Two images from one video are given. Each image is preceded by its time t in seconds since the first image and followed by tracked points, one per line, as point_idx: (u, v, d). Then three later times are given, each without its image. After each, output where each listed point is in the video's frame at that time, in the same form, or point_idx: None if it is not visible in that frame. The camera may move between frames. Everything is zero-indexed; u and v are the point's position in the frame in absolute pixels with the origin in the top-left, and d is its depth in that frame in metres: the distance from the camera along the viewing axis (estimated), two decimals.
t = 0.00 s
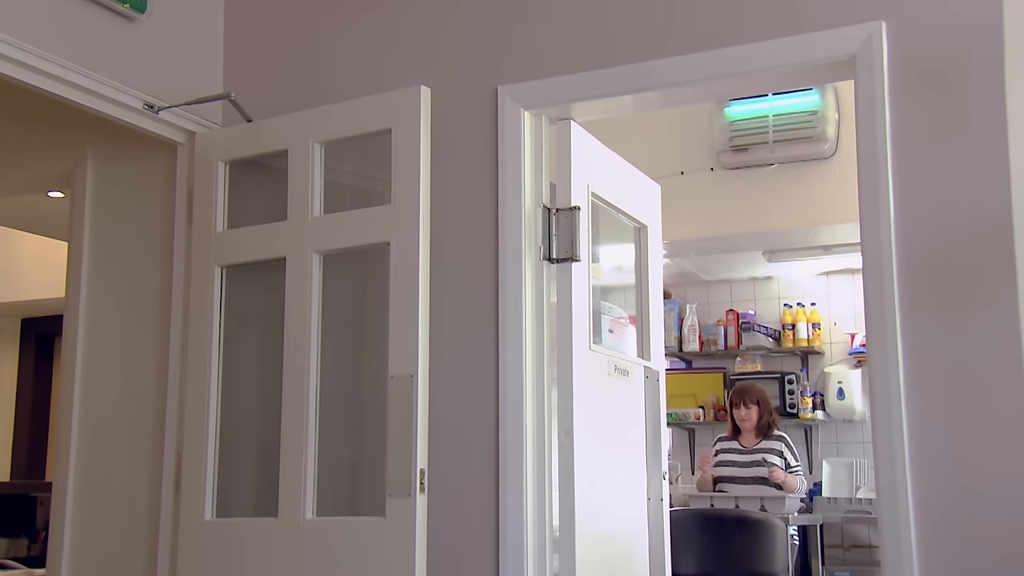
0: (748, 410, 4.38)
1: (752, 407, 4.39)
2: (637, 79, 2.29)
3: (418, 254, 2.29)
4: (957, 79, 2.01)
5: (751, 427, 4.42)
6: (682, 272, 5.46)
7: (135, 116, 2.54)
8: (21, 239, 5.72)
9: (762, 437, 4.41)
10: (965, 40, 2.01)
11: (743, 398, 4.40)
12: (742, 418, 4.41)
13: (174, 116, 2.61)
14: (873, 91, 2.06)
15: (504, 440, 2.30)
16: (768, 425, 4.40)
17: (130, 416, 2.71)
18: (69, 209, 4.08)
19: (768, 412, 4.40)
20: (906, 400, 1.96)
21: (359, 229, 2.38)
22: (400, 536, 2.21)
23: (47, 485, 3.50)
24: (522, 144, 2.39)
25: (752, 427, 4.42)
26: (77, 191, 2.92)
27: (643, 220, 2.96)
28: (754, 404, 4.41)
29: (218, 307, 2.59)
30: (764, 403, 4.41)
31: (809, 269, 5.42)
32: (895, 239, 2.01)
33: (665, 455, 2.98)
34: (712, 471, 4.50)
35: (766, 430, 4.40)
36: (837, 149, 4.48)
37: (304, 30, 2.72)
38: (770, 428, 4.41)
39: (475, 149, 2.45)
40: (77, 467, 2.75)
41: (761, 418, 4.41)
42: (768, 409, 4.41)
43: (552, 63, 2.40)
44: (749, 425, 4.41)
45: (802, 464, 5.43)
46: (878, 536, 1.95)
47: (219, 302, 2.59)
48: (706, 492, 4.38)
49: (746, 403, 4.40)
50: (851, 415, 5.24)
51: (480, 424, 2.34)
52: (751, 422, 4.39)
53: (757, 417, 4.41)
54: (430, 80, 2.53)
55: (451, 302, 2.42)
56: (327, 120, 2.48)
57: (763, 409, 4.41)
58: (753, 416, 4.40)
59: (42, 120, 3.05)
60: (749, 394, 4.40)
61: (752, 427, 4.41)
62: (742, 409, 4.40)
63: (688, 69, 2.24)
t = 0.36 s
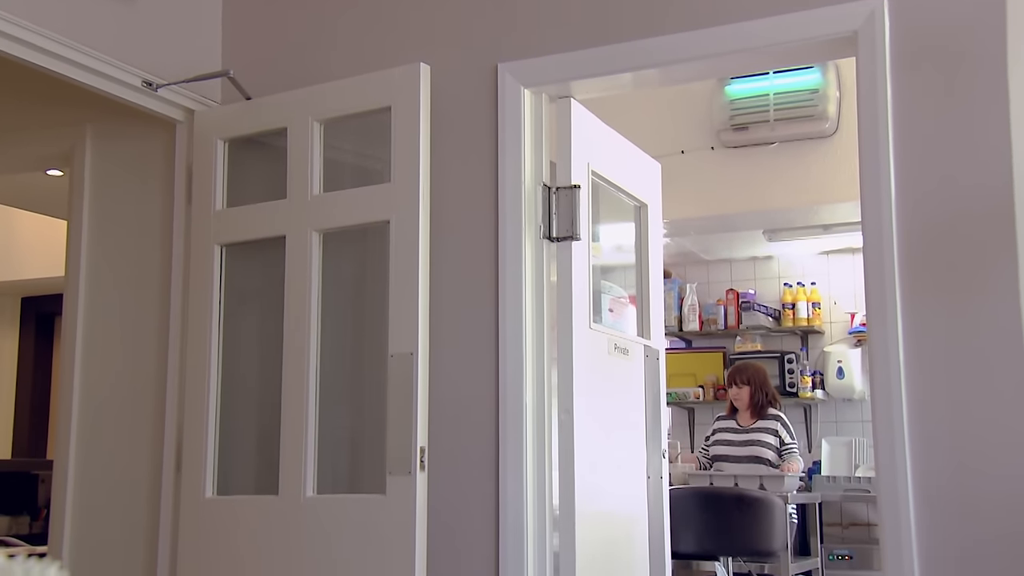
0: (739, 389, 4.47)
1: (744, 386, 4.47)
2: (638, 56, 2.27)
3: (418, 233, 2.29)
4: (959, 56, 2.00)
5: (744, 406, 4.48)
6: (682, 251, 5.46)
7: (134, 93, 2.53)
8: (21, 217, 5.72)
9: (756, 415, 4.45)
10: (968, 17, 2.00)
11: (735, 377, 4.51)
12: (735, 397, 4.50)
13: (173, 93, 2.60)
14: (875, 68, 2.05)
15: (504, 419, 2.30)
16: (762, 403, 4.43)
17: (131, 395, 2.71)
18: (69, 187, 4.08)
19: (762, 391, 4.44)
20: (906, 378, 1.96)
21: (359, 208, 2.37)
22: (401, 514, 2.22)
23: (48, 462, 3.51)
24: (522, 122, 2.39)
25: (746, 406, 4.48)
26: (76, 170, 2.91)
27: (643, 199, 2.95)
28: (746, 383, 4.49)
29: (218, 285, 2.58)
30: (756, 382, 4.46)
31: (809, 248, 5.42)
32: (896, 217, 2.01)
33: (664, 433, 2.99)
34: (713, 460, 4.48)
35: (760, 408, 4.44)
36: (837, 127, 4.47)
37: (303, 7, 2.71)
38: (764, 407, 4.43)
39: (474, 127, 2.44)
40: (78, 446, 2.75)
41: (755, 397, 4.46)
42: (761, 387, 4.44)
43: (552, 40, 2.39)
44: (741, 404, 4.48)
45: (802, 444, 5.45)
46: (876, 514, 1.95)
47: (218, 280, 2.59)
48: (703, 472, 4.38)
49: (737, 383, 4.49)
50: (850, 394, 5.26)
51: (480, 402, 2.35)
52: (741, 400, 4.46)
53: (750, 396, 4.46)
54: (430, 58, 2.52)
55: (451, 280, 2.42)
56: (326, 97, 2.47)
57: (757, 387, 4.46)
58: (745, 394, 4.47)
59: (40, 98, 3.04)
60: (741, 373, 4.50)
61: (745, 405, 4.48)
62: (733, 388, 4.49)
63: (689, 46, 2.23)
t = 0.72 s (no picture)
0: (738, 368, 4.48)
1: (742, 365, 4.48)
2: (638, 34, 2.26)
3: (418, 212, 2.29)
4: (961, 33, 1.99)
5: (743, 385, 4.49)
6: (682, 231, 5.45)
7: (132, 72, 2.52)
8: (20, 196, 5.72)
9: (755, 394, 4.46)
10: None
11: (733, 356, 4.51)
12: (734, 376, 4.51)
13: (171, 71, 2.59)
14: (877, 46, 2.04)
15: (505, 398, 2.30)
16: (761, 382, 4.44)
17: (132, 375, 2.71)
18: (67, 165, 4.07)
19: (760, 369, 4.45)
20: (907, 355, 1.96)
21: (359, 187, 2.37)
22: (402, 492, 2.22)
23: (49, 441, 3.52)
24: (522, 101, 2.38)
25: (745, 385, 4.49)
26: (74, 149, 2.90)
27: (644, 178, 2.94)
28: (745, 362, 4.50)
29: (218, 265, 2.58)
30: (755, 360, 4.47)
31: (809, 228, 5.42)
32: (896, 196, 2.00)
33: (664, 412, 2.99)
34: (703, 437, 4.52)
35: (759, 387, 4.45)
36: (838, 106, 4.44)
37: None
38: (763, 385, 4.44)
39: (475, 106, 2.43)
40: (79, 425, 2.76)
41: (754, 376, 4.47)
42: (760, 366, 4.46)
43: (553, 18, 2.38)
44: (740, 383, 4.48)
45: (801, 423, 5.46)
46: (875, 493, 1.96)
47: (218, 259, 2.59)
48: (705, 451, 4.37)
49: (736, 361, 4.50)
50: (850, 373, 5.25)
51: (480, 381, 2.35)
52: (740, 379, 4.46)
53: (749, 375, 4.48)
54: (429, 35, 2.51)
55: (451, 259, 2.42)
56: (326, 75, 2.46)
57: (756, 366, 4.47)
58: (743, 373, 4.47)
59: (39, 75, 3.02)
60: (739, 352, 4.49)
61: (744, 384, 4.49)
62: (732, 367, 4.50)
63: (690, 23, 2.22)
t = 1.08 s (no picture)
0: (739, 350, 4.49)
1: (745, 346, 4.49)
2: (638, 13, 2.25)
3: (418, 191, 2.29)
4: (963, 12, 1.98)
5: (745, 366, 4.51)
6: (682, 212, 5.45)
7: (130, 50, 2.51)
8: (20, 176, 5.72)
9: (756, 375, 4.49)
10: None
11: (735, 338, 4.50)
12: (735, 357, 4.53)
13: (169, 50, 2.58)
14: (878, 24, 2.03)
15: (505, 378, 2.31)
16: (762, 362, 4.48)
17: (132, 355, 2.71)
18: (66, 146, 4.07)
19: (762, 351, 4.47)
20: (907, 335, 1.96)
21: (359, 167, 2.36)
22: (402, 472, 2.23)
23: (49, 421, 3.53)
24: (522, 81, 2.37)
25: (746, 366, 4.51)
26: (73, 129, 2.88)
27: (644, 159, 2.94)
28: (748, 344, 4.49)
29: (218, 245, 2.58)
30: (758, 342, 4.48)
31: (810, 209, 5.41)
32: (897, 175, 1.99)
33: (664, 393, 3.00)
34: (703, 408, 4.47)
35: (760, 368, 4.48)
36: (839, 86, 4.42)
37: None
38: (764, 365, 4.48)
39: (474, 86, 2.42)
40: (79, 407, 2.76)
41: (755, 356, 4.49)
42: (762, 347, 4.48)
43: None
44: (742, 364, 4.50)
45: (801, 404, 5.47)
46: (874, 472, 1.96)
47: (218, 239, 2.58)
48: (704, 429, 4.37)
49: (738, 343, 4.50)
50: (850, 354, 5.26)
51: (479, 361, 2.35)
52: (742, 360, 4.48)
53: (751, 356, 4.49)
54: (428, 14, 2.50)
55: (451, 239, 2.41)
56: (325, 54, 2.45)
57: (758, 348, 4.48)
58: (746, 355, 4.49)
59: (37, 54, 3.01)
60: (742, 334, 4.50)
61: (745, 365, 4.51)
62: (734, 349, 4.51)
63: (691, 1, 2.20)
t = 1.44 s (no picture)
0: (742, 333, 4.48)
1: (746, 329, 4.48)
2: None
3: (418, 174, 2.28)
4: None
5: (746, 348, 4.51)
6: (682, 195, 5.44)
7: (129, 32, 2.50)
8: (19, 158, 5.73)
9: (758, 357, 4.49)
10: None
11: (737, 321, 4.49)
12: (736, 340, 4.51)
13: (168, 32, 2.57)
14: (881, 5, 2.02)
15: (505, 360, 2.31)
16: (763, 345, 4.48)
17: (133, 337, 2.72)
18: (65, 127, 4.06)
19: (764, 333, 4.47)
20: (908, 318, 1.96)
21: (360, 149, 2.35)
22: (403, 454, 2.24)
23: (50, 403, 3.54)
24: (523, 62, 2.36)
25: (748, 349, 4.51)
26: (71, 111, 2.87)
27: (644, 141, 2.93)
28: (750, 326, 4.48)
29: (218, 227, 2.58)
30: (760, 325, 4.47)
31: (810, 191, 5.41)
32: (898, 158, 1.99)
33: (664, 376, 3.00)
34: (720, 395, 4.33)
35: (762, 350, 4.49)
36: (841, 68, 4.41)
37: None
38: (767, 348, 4.48)
39: (475, 68, 2.41)
40: (80, 390, 2.76)
41: (757, 339, 4.49)
42: (764, 330, 4.48)
43: None
44: (744, 347, 4.50)
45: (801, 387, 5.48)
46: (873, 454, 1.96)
47: (217, 222, 2.58)
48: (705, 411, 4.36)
49: (741, 326, 4.49)
50: (850, 337, 5.26)
51: (479, 344, 2.35)
52: (745, 343, 4.48)
53: (753, 339, 4.49)
54: None
55: (450, 222, 2.41)
56: (324, 36, 2.43)
57: (760, 330, 4.48)
58: (748, 338, 4.48)
59: (35, 36, 3.00)
60: (744, 316, 4.49)
61: (747, 348, 4.51)
62: (736, 331, 4.50)
63: None
